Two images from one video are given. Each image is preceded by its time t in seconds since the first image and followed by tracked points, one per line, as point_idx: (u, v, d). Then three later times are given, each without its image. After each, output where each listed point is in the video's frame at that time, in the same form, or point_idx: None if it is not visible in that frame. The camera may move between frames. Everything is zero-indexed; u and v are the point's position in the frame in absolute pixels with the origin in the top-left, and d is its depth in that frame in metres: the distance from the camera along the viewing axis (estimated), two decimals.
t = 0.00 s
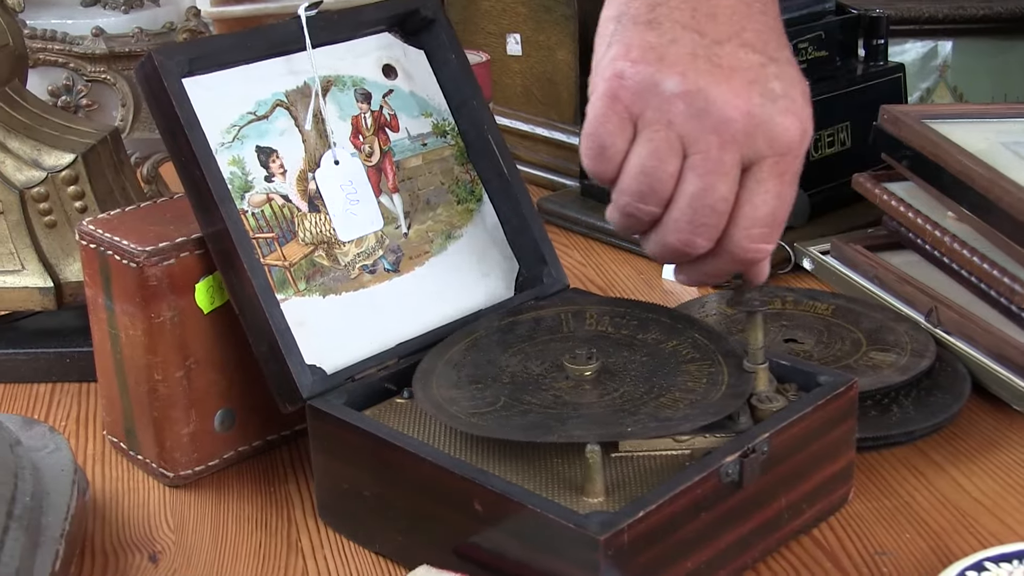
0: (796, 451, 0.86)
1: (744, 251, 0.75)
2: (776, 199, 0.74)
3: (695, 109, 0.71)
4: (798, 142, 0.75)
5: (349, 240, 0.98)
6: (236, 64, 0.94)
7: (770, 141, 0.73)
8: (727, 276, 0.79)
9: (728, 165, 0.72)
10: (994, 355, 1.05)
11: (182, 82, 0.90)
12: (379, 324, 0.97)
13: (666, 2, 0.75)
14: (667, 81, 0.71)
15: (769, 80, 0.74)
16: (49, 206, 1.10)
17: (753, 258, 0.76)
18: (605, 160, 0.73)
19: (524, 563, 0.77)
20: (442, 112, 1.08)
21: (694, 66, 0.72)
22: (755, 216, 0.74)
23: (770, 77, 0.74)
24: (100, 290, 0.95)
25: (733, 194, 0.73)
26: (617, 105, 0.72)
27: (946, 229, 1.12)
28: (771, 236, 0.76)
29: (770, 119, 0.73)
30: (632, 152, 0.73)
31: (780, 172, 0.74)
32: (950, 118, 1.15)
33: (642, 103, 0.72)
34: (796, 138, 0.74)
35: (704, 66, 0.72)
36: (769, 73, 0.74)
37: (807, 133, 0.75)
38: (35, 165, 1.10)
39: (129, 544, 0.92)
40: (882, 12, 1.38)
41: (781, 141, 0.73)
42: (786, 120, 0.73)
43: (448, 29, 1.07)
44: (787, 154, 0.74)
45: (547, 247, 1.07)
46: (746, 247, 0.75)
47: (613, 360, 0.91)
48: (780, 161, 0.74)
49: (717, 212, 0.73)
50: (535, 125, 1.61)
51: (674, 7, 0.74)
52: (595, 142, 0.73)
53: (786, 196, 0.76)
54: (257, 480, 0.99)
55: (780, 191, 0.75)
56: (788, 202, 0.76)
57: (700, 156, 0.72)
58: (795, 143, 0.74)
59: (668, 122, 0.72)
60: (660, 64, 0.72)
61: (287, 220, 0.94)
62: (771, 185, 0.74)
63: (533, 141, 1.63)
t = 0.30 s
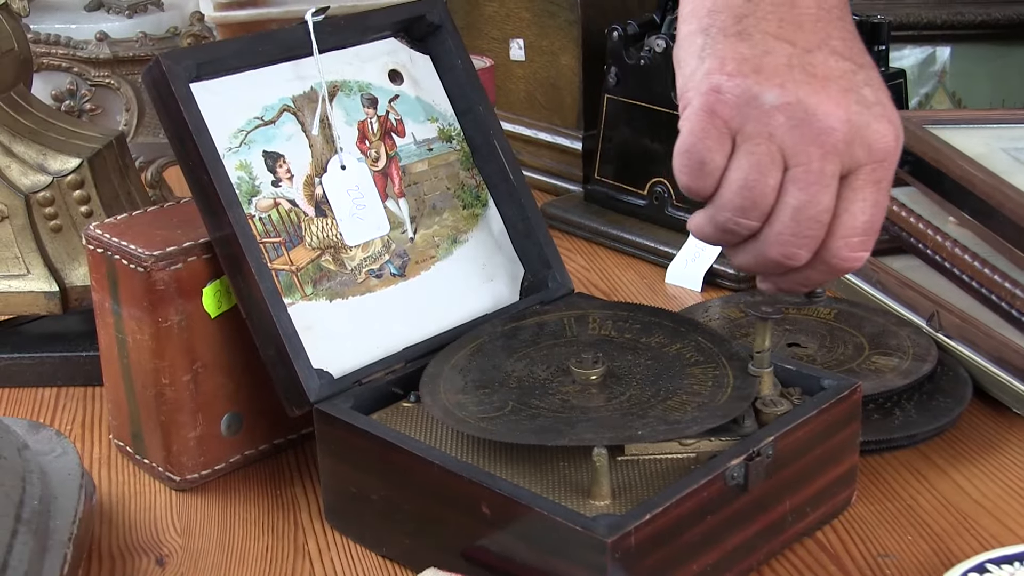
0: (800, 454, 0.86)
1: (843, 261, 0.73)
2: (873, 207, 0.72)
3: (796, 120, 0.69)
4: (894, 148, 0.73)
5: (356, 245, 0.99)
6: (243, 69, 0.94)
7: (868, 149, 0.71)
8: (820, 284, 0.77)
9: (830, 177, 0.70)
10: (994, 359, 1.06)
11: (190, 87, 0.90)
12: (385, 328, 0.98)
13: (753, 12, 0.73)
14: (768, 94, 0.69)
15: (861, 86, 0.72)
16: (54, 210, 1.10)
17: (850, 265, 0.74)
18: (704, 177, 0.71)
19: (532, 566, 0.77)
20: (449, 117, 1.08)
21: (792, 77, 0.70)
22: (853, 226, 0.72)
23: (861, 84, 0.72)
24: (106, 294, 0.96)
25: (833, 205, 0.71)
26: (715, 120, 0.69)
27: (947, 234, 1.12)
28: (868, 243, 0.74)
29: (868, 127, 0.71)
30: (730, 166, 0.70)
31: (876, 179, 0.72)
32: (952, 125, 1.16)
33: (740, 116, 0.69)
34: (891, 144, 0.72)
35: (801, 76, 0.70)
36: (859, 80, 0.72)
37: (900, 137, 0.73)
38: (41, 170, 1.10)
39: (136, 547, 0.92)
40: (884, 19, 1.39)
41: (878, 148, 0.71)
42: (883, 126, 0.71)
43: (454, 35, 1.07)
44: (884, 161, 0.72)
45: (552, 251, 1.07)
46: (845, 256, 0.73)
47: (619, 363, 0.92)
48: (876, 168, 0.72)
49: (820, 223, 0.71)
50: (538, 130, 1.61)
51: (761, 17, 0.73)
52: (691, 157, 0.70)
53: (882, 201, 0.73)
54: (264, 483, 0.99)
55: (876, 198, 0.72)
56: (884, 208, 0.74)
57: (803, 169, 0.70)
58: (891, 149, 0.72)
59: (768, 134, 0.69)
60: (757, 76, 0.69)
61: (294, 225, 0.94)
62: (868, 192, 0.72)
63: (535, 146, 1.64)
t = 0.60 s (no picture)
0: (795, 462, 0.86)
1: (847, 308, 0.71)
2: (882, 251, 0.70)
3: (800, 153, 0.68)
4: (906, 191, 0.71)
5: (351, 252, 0.99)
6: (240, 78, 0.94)
7: (878, 189, 0.69)
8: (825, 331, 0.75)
9: (834, 216, 0.68)
10: (987, 367, 1.07)
11: (187, 95, 0.90)
12: (380, 336, 0.98)
13: (764, 37, 0.72)
14: (772, 124, 0.69)
15: (874, 121, 0.70)
16: (50, 217, 1.10)
17: (855, 313, 0.72)
18: (698, 209, 0.70)
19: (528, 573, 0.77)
20: (443, 125, 1.09)
21: (799, 107, 0.69)
22: (858, 271, 0.70)
23: (874, 119, 0.70)
24: (103, 301, 0.96)
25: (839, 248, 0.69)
26: (714, 149, 0.69)
27: (941, 241, 1.11)
28: (875, 291, 0.72)
29: (879, 163, 0.69)
30: (729, 200, 0.70)
31: (887, 223, 0.70)
32: (946, 134, 1.17)
33: (740, 147, 0.69)
34: (904, 186, 0.70)
35: (810, 107, 0.69)
36: (873, 114, 0.70)
37: (915, 180, 0.71)
38: (37, 177, 1.10)
39: (133, 554, 0.92)
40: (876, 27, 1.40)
41: (890, 188, 0.70)
42: (896, 165, 0.70)
43: (449, 43, 1.08)
44: (895, 203, 0.70)
45: (547, 258, 1.08)
46: (849, 302, 0.71)
47: (613, 370, 0.92)
48: (886, 210, 0.70)
49: (823, 266, 0.69)
50: (532, 138, 1.62)
51: (771, 44, 0.72)
52: (688, 189, 0.70)
53: (892, 248, 0.71)
54: (260, 491, 0.99)
55: (886, 242, 0.71)
56: (895, 255, 0.72)
57: (805, 205, 0.68)
58: (902, 191, 0.70)
59: (770, 167, 0.69)
60: (761, 104, 0.69)
61: (289, 232, 0.94)
62: (877, 236, 0.70)
63: (529, 154, 1.64)
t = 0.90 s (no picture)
0: (791, 466, 0.87)
1: (741, 316, 0.68)
2: (779, 261, 0.67)
3: (698, 157, 0.65)
4: (809, 202, 0.67)
5: (349, 256, 0.99)
6: (237, 82, 0.94)
7: (778, 198, 0.66)
8: (726, 340, 0.72)
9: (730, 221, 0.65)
10: (981, 369, 1.07)
11: (185, 99, 0.90)
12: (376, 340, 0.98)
13: (681, 38, 0.69)
14: (671, 126, 0.65)
15: (782, 130, 0.67)
16: (48, 220, 1.11)
17: (750, 324, 0.69)
18: (597, 205, 0.67)
19: None
20: (440, 129, 1.09)
21: (703, 110, 0.65)
22: (753, 278, 0.67)
23: (783, 128, 0.67)
24: (101, 304, 0.96)
25: (733, 253, 0.66)
26: (615, 146, 0.66)
27: (936, 245, 1.13)
28: (772, 301, 0.69)
29: (779, 172, 0.66)
30: (627, 197, 0.66)
31: (785, 233, 0.67)
32: (938, 137, 1.17)
33: (641, 146, 0.66)
34: (806, 197, 0.67)
35: (714, 112, 0.66)
36: (781, 123, 0.67)
37: (820, 192, 0.68)
38: (36, 181, 1.11)
39: (131, 556, 0.92)
40: (871, 31, 1.41)
41: (789, 198, 0.66)
42: (798, 175, 0.66)
43: (446, 48, 1.08)
44: (795, 214, 0.67)
45: (544, 262, 1.08)
46: (743, 311, 0.68)
47: (608, 374, 0.92)
48: (786, 220, 0.67)
49: (715, 271, 0.66)
50: (528, 142, 1.62)
51: (687, 46, 0.68)
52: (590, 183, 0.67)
53: (790, 259, 0.68)
54: (258, 493, 1.00)
55: (784, 252, 0.68)
56: (794, 266, 0.69)
57: (701, 208, 0.65)
58: (804, 202, 0.67)
59: (668, 168, 0.65)
60: (666, 105, 0.65)
61: (287, 236, 0.95)
62: (775, 244, 0.67)
63: (525, 158, 1.64)
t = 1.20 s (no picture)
0: (786, 469, 0.87)
1: (673, 292, 0.79)
2: (708, 243, 0.78)
3: (634, 144, 0.75)
4: (738, 190, 0.78)
5: (346, 259, 0.99)
6: (235, 86, 0.95)
7: (709, 184, 0.76)
8: (662, 311, 0.83)
9: (661, 206, 0.76)
10: (977, 374, 1.08)
11: (183, 103, 0.91)
12: (372, 344, 0.98)
13: (623, 32, 0.78)
14: (610, 114, 0.75)
15: (715, 120, 0.77)
16: (46, 223, 1.11)
17: (683, 298, 0.80)
18: (542, 187, 0.78)
19: None
20: (437, 133, 1.09)
21: (642, 100, 0.76)
22: (684, 258, 0.78)
23: (716, 118, 0.77)
24: (99, 308, 0.96)
25: (666, 235, 0.77)
26: (558, 132, 0.77)
27: (932, 250, 1.14)
28: (701, 279, 0.80)
29: (711, 161, 0.76)
30: (570, 179, 0.77)
31: (716, 218, 0.78)
32: (934, 142, 1.17)
33: (582, 133, 0.76)
34: (735, 184, 0.77)
35: (654, 102, 0.76)
36: (716, 114, 0.77)
37: (749, 181, 0.78)
38: (33, 184, 1.11)
39: (128, 558, 0.92)
40: (868, 36, 1.41)
41: (720, 185, 0.77)
42: (728, 164, 0.76)
43: (443, 52, 1.08)
44: (725, 200, 0.77)
45: (541, 266, 1.08)
46: (676, 288, 0.79)
47: (604, 377, 0.93)
48: (716, 205, 0.77)
49: (648, 251, 0.77)
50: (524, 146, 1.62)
51: (629, 39, 0.78)
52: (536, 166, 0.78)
53: (720, 241, 0.79)
54: (255, 496, 1.00)
55: (713, 236, 0.78)
56: (723, 247, 0.79)
57: (634, 192, 0.76)
58: (733, 189, 0.77)
59: (606, 154, 0.76)
60: (606, 94, 0.76)
61: (285, 240, 0.95)
62: (705, 228, 0.78)
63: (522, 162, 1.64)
